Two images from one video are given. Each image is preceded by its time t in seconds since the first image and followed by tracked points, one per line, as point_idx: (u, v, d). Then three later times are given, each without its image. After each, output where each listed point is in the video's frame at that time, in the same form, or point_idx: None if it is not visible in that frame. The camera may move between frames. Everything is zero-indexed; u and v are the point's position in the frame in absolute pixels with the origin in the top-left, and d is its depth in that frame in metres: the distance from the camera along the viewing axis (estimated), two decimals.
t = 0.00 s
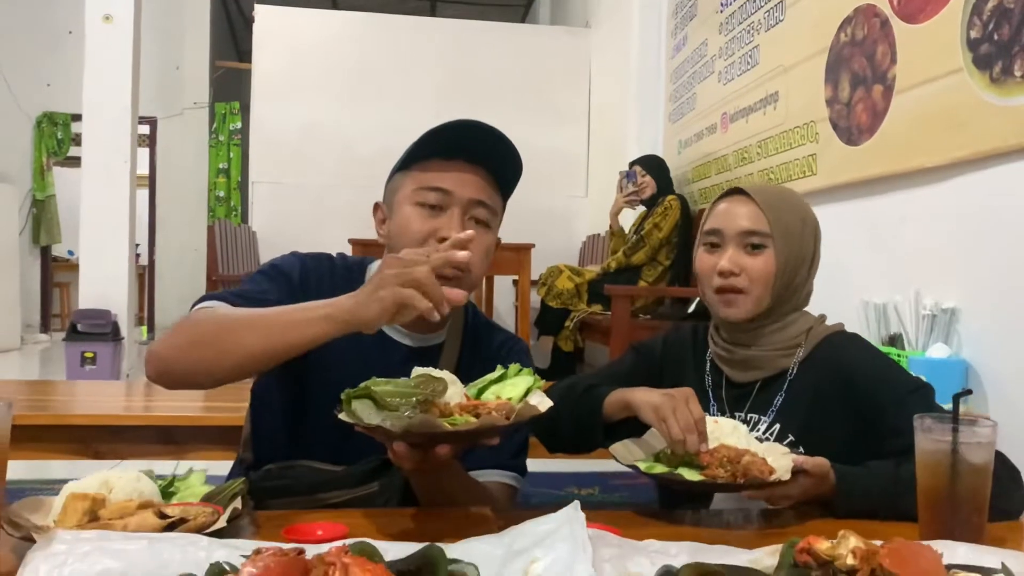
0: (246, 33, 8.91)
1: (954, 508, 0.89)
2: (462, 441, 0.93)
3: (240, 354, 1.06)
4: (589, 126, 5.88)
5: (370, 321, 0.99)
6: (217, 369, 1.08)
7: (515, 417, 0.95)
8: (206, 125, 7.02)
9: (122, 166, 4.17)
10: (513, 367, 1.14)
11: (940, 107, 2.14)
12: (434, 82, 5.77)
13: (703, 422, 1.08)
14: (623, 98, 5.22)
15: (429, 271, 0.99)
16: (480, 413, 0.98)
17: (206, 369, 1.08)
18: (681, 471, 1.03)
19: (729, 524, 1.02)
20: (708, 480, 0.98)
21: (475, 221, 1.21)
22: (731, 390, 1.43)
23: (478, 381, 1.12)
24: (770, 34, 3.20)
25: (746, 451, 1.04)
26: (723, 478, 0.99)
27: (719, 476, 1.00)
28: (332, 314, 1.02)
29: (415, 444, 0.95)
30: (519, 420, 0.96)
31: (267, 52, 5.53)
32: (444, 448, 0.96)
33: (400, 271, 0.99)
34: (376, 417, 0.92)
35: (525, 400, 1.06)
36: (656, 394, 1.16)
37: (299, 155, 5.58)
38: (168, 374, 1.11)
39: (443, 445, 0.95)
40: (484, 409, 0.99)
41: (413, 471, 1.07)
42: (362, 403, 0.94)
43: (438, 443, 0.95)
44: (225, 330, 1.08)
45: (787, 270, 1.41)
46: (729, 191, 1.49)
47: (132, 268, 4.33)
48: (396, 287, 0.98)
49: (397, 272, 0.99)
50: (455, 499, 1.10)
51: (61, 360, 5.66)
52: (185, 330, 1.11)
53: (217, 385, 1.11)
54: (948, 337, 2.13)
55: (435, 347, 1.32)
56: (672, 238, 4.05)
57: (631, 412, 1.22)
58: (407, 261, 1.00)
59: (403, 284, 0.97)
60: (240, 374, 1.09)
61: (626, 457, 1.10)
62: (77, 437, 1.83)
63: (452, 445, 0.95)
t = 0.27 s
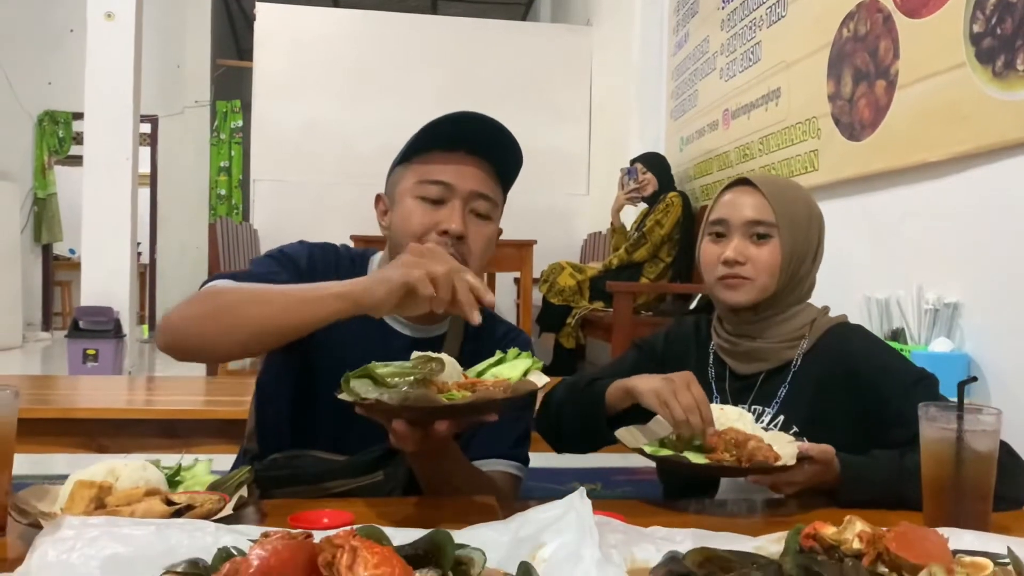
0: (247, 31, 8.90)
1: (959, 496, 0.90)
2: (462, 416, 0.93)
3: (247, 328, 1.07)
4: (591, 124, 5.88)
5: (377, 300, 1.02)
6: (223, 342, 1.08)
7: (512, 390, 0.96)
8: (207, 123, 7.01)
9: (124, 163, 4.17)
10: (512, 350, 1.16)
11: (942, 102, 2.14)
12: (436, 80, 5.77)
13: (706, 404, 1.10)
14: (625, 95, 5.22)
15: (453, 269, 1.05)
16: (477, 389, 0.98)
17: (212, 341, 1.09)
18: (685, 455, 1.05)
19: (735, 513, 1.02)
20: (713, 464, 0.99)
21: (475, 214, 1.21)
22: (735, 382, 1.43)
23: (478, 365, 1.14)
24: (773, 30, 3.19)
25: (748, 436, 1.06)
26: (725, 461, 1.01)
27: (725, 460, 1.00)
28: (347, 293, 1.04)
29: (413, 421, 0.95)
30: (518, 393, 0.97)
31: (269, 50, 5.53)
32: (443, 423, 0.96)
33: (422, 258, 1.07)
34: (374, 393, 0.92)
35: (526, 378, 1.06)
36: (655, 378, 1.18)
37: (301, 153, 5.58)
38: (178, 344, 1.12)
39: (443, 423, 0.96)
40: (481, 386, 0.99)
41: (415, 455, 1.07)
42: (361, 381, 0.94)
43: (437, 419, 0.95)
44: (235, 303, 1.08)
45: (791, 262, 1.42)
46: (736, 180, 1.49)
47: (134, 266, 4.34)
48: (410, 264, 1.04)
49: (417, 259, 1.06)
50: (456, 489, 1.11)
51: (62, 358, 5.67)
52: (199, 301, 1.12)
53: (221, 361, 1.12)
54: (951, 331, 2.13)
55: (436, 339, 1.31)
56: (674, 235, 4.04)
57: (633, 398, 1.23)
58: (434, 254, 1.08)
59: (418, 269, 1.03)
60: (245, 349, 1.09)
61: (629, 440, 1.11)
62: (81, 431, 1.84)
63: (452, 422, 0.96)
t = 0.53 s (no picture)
0: (247, 30, 8.90)
1: (962, 486, 0.90)
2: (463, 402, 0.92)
3: (271, 296, 1.03)
4: (591, 122, 5.87)
5: (399, 312, 0.93)
6: (243, 306, 1.04)
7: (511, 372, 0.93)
8: (208, 122, 7.01)
9: (125, 161, 4.17)
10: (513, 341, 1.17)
11: (942, 98, 2.14)
12: (437, 78, 5.76)
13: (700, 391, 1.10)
14: (626, 93, 5.21)
15: (486, 324, 0.91)
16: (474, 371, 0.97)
17: (233, 301, 1.04)
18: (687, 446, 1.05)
19: (737, 504, 1.03)
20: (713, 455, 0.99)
21: (476, 207, 1.20)
22: (737, 375, 1.43)
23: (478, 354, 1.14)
24: (774, 27, 3.19)
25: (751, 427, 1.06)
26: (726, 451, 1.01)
27: (727, 452, 1.01)
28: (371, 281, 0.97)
29: (415, 408, 0.94)
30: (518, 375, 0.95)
31: (269, 48, 5.53)
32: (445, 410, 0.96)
33: (457, 290, 0.93)
34: (375, 376, 0.93)
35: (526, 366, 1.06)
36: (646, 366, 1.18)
37: (302, 151, 5.58)
38: (196, 298, 1.08)
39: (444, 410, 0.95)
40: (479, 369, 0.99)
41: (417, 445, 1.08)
42: (362, 368, 0.94)
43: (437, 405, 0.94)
44: (265, 270, 1.04)
45: (793, 256, 1.42)
46: (737, 175, 1.50)
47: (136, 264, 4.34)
48: (439, 300, 0.92)
49: (453, 288, 0.94)
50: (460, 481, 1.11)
51: (64, 356, 5.67)
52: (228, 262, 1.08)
53: (235, 326, 1.07)
54: (953, 326, 2.13)
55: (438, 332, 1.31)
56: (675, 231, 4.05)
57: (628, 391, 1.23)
58: (470, 294, 0.94)
59: (448, 305, 0.91)
60: (265, 319, 1.04)
61: (630, 432, 1.11)
62: (84, 426, 1.84)
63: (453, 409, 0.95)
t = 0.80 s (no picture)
0: (248, 29, 8.91)
1: (964, 476, 0.90)
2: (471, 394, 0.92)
3: (282, 285, 1.02)
4: (592, 120, 5.88)
5: (408, 314, 0.91)
6: (254, 293, 1.04)
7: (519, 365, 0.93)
8: (209, 120, 7.01)
9: (127, 159, 4.18)
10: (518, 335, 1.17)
11: (943, 94, 2.14)
12: (437, 76, 5.76)
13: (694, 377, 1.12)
14: (627, 92, 5.21)
15: (494, 327, 0.89)
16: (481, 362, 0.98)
17: (244, 289, 1.04)
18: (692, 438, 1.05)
19: (740, 496, 1.03)
20: (720, 447, 0.99)
21: (480, 203, 1.20)
22: (739, 368, 1.43)
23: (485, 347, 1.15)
24: (774, 24, 3.20)
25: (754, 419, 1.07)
26: (732, 444, 1.01)
27: (730, 443, 1.01)
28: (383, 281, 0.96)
29: (423, 401, 0.94)
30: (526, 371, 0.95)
31: (271, 46, 5.53)
32: (452, 403, 0.96)
33: (464, 295, 0.91)
34: (383, 370, 0.92)
35: (533, 358, 1.07)
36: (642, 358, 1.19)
37: (303, 150, 5.59)
38: (209, 281, 1.07)
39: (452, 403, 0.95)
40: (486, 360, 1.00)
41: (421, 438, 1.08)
42: (369, 361, 0.94)
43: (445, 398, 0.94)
44: (278, 259, 1.04)
45: (792, 250, 1.43)
46: (736, 170, 1.50)
47: (137, 261, 4.34)
48: (446, 305, 0.89)
49: (461, 291, 0.91)
50: (464, 473, 1.11)
51: (65, 355, 5.68)
52: (244, 247, 1.08)
53: (245, 313, 1.07)
54: (954, 322, 2.13)
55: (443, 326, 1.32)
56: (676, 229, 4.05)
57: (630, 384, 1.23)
58: (478, 298, 0.91)
59: (456, 311, 0.89)
60: (276, 309, 1.04)
61: (633, 423, 1.11)
62: (86, 421, 1.84)
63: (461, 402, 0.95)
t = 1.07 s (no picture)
0: (248, 29, 8.91)
1: (964, 468, 0.90)
2: (471, 386, 0.92)
3: (275, 274, 1.05)
4: (593, 119, 5.87)
5: (402, 296, 0.95)
6: (248, 282, 1.06)
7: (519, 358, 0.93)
8: (209, 120, 7.01)
9: (127, 158, 4.18)
10: (521, 328, 1.16)
11: (943, 90, 2.14)
12: (438, 75, 5.76)
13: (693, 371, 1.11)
14: (628, 90, 5.21)
15: (489, 300, 0.95)
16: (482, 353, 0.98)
17: (239, 277, 1.06)
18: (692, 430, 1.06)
19: (740, 489, 1.03)
20: (719, 439, 0.99)
21: (479, 196, 1.20)
22: (739, 363, 1.44)
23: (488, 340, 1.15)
24: (774, 21, 3.19)
25: (754, 412, 1.07)
26: (731, 435, 1.01)
27: (730, 436, 1.01)
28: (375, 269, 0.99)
29: (424, 391, 0.95)
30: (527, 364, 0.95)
31: (271, 45, 5.53)
32: (453, 395, 0.96)
33: (458, 271, 0.96)
34: (385, 359, 0.93)
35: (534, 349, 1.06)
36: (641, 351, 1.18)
37: (303, 149, 5.59)
38: (206, 268, 1.10)
39: (452, 394, 0.95)
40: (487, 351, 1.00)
41: (422, 430, 1.08)
42: (372, 350, 0.94)
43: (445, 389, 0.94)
44: (273, 247, 1.06)
45: (794, 245, 1.42)
46: (736, 163, 1.49)
47: (138, 260, 4.34)
48: (444, 281, 0.95)
49: (455, 267, 0.97)
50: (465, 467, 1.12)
51: (66, 354, 5.68)
52: (241, 236, 1.10)
53: (240, 302, 1.09)
54: (954, 318, 2.13)
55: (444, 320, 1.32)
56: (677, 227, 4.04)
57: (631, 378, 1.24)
58: (471, 274, 0.97)
59: (453, 287, 0.94)
60: (271, 296, 1.06)
61: (634, 416, 1.12)
62: (85, 418, 1.84)
63: (462, 394, 0.95)
